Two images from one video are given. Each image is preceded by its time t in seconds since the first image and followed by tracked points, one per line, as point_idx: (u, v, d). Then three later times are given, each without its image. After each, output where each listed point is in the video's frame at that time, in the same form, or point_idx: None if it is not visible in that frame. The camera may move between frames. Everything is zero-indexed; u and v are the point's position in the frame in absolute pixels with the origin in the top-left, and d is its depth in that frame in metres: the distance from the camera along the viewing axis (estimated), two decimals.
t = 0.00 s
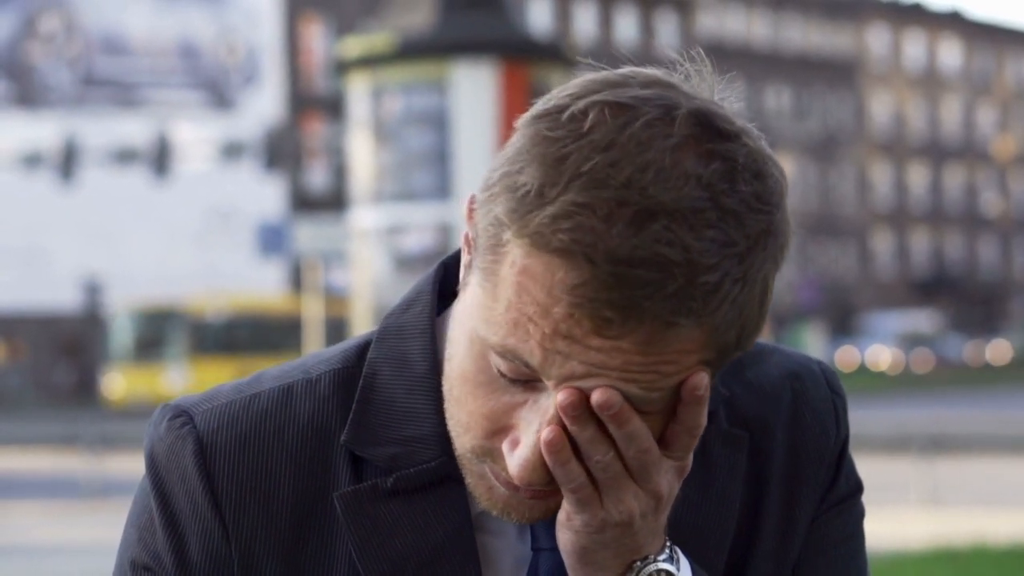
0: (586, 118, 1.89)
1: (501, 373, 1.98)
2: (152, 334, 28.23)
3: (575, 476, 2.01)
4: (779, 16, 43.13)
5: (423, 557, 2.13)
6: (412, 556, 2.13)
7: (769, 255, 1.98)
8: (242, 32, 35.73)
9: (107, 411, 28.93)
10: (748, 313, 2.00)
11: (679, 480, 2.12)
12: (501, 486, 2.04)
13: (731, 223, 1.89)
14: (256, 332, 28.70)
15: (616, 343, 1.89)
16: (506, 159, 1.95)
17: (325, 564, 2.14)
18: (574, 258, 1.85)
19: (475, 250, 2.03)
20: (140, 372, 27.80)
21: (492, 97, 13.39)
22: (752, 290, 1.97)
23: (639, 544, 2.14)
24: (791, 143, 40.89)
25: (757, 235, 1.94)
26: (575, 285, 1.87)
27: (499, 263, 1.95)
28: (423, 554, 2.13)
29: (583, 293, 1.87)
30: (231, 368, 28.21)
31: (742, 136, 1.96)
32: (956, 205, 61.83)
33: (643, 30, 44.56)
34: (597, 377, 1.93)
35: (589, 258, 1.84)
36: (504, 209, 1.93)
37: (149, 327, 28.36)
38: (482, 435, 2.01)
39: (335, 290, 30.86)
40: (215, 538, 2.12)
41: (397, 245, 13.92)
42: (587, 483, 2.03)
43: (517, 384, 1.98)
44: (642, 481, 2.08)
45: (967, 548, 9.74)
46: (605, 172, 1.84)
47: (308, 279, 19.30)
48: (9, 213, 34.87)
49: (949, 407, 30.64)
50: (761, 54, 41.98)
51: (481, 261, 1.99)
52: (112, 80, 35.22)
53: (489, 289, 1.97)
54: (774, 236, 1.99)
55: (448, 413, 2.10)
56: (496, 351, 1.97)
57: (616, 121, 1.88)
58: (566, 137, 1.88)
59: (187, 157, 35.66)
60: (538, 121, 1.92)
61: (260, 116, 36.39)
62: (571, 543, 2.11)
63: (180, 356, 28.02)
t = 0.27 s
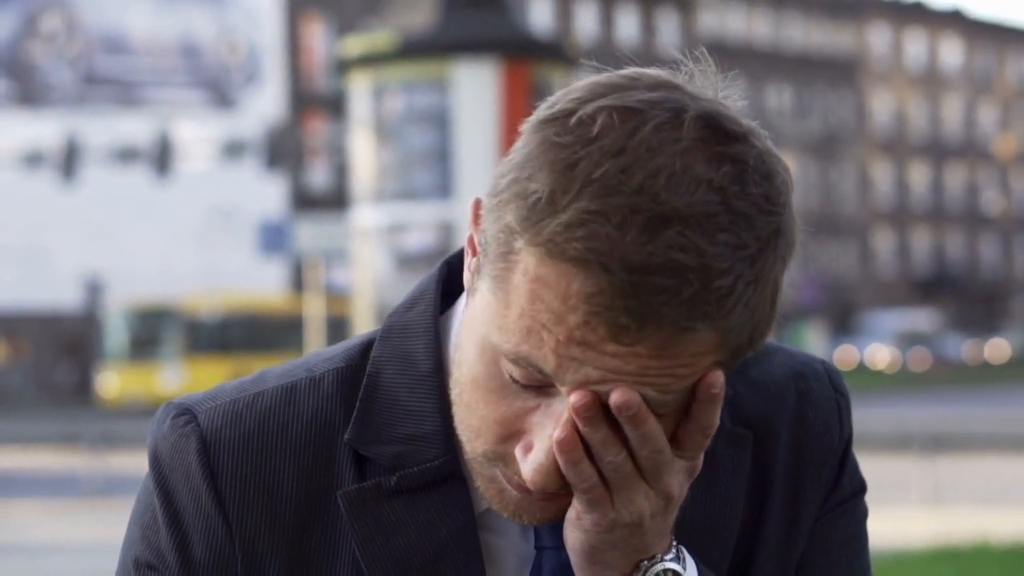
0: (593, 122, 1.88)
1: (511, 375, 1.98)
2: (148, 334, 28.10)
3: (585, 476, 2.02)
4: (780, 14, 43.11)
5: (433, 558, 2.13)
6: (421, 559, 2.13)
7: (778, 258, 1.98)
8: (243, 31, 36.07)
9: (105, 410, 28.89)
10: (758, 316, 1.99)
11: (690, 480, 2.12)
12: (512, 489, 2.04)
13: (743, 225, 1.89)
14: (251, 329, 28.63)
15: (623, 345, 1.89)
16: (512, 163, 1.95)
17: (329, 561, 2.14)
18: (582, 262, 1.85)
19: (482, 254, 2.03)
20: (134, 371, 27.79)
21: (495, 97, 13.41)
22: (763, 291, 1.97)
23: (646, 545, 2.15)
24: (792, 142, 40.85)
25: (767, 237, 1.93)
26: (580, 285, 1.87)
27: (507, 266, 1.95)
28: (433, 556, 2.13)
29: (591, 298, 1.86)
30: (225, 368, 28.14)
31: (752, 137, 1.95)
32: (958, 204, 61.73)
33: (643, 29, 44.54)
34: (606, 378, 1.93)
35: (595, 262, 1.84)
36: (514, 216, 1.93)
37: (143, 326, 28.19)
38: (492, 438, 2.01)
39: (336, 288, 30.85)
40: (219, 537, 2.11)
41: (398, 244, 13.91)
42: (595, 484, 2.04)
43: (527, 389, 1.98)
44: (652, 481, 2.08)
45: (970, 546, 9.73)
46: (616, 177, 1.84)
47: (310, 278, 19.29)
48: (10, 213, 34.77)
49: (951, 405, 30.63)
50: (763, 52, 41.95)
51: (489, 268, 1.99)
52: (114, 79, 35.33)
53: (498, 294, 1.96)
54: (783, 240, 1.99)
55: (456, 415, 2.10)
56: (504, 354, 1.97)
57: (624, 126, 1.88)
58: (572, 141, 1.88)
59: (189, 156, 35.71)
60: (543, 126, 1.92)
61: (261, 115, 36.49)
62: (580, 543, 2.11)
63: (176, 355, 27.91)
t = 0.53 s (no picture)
0: (598, 127, 1.88)
1: (523, 382, 1.98)
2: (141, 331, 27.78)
3: (597, 476, 2.02)
4: (781, 13, 43.05)
5: (443, 558, 2.13)
6: (429, 562, 2.13)
7: (787, 257, 1.98)
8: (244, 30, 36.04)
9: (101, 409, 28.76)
10: (766, 319, 1.99)
11: (700, 482, 2.12)
12: (524, 491, 2.04)
13: (752, 227, 1.89)
14: (246, 331, 28.08)
15: (628, 346, 1.89)
16: (516, 163, 1.94)
17: (333, 561, 2.14)
18: (596, 269, 1.85)
19: (488, 259, 2.02)
20: (130, 369, 27.40)
21: (494, 97, 13.54)
22: (773, 292, 1.97)
23: (656, 542, 2.15)
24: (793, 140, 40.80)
25: (776, 237, 1.92)
26: (587, 285, 1.86)
27: (515, 270, 1.94)
28: (441, 556, 2.13)
29: (603, 302, 1.86)
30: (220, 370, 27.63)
31: (760, 138, 1.94)
32: (959, 202, 61.67)
33: (644, 28, 44.49)
34: (615, 378, 1.93)
35: (604, 267, 1.84)
36: (525, 225, 1.91)
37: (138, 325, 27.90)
38: (504, 443, 2.01)
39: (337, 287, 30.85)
40: (222, 535, 2.11)
41: (399, 242, 13.91)
42: (607, 482, 2.04)
43: (539, 393, 1.98)
44: (663, 479, 2.09)
45: (973, 544, 9.75)
46: (626, 182, 1.83)
47: (310, 277, 19.27)
48: (10, 212, 34.55)
49: (951, 403, 30.62)
50: (764, 51, 41.88)
51: (498, 275, 1.98)
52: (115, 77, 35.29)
53: (509, 299, 1.96)
54: (790, 242, 1.98)
55: (465, 418, 2.09)
56: (512, 356, 1.96)
57: (629, 129, 1.87)
58: (578, 143, 1.87)
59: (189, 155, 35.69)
60: (547, 127, 1.91)
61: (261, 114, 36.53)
62: (588, 540, 2.12)
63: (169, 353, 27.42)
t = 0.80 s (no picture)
0: (602, 131, 1.87)
1: (533, 388, 1.98)
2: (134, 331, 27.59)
3: (608, 474, 2.03)
4: (781, 11, 43.01)
5: (453, 558, 2.13)
6: (439, 564, 2.13)
7: (794, 254, 1.97)
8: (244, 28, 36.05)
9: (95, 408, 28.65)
10: (773, 320, 1.99)
11: (710, 479, 2.13)
12: (536, 493, 2.04)
13: (761, 226, 1.88)
14: (237, 328, 27.83)
15: (637, 347, 1.88)
16: (519, 164, 1.94)
17: (336, 559, 2.14)
18: (607, 277, 1.84)
19: (495, 264, 2.02)
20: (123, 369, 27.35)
21: (496, 94, 13.53)
22: (780, 289, 1.96)
23: (662, 543, 2.16)
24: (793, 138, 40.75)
25: (782, 235, 1.92)
26: (590, 287, 1.86)
27: (524, 275, 1.94)
28: (450, 554, 2.13)
29: (615, 307, 1.86)
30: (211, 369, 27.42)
31: (765, 137, 1.94)
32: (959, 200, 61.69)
33: (644, 27, 44.48)
34: (623, 380, 1.93)
35: (616, 272, 1.84)
36: (533, 232, 1.91)
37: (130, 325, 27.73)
38: (515, 447, 2.01)
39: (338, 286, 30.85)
40: (225, 534, 2.11)
41: (399, 241, 13.91)
42: (617, 482, 2.05)
43: (550, 397, 1.97)
44: (674, 479, 2.10)
45: (974, 542, 9.76)
46: (635, 187, 1.83)
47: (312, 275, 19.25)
48: (10, 211, 34.62)
49: (952, 401, 30.60)
50: (764, 49, 41.84)
51: (506, 281, 1.97)
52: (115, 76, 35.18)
53: (518, 306, 1.96)
54: (796, 241, 1.97)
55: (473, 421, 2.09)
56: (523, 360, 1.96)
57: (634, 134, 1.87)
58: (583, 147, 1.87)
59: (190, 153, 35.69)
60: (549, 133, 1.91)
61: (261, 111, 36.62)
62: (599, 538, 2.12)
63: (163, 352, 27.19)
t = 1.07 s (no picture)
0: (606, 134, 1.87)
1: (542, 389, 1.98)
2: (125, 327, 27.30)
3: (619, 472, 2.04)
4: (780, 8, 42.99)
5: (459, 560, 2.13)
6: (447, 563, 2.13)
7: (800, 251, 1.96)
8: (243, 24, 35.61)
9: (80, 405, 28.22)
10: (780, 319, 1.98)
11: (717, 476, 2.13)
12: (549, 494, 2.06)
13: (768, 225, 1.88)
14: (232, 325, 27.60)
15: (643, 347, 1.88)
16: (522, 164, 1.93)
17: (339, 554, 2.13)
18: (615, 281, 1.84)
19: (501, 266, 2.00)
20: (114, 365, 26.99)
21: (495, 91, 13.61)
22: (786, 287, 1.95)
23: (671, 538, 2.16)
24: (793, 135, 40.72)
25: (787, 233, 1.91)
26: (596, 288, 1.86)
27: (533, 277, 1.93)
28: (458, 551, 2.13)
29: (627, 312, 1.85)
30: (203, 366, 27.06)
31: (767, 133, 1.93)
32: (958, 197, 61.67)
33: (643, 24, 44.46)
34: (628, 381, 1.93)
35: (626, 274, 1.83)
36: (539, 237, 1.90)
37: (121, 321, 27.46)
38: (524, 449, 2.02)
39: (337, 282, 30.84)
40: (226, 530, 2.11)
41: (399, 237, 14.02)
42: (627, 480, 2.06)
43: (558, 400, 1.98)
44: (683, 475, 2.11)
45: (974, 539, 9.77)
46: (639, 191, 1.83)
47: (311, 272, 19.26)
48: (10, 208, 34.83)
49: (952, 398, 30.59)
50: (763, 46, 41.83)
51: (514, 286, 1.96)
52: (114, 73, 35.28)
53: (526, 311, 1.95)
54: (801, 236, 1.96)
55: (481, 423, 2.09)
56: (529, 361, 1.96)
57: (638, 134, 1.86)
58: (586, 148, 1.86)
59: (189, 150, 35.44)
60: (553, 134, 1.90)
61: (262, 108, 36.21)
62: (606, 534, 2.14)
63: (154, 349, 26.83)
